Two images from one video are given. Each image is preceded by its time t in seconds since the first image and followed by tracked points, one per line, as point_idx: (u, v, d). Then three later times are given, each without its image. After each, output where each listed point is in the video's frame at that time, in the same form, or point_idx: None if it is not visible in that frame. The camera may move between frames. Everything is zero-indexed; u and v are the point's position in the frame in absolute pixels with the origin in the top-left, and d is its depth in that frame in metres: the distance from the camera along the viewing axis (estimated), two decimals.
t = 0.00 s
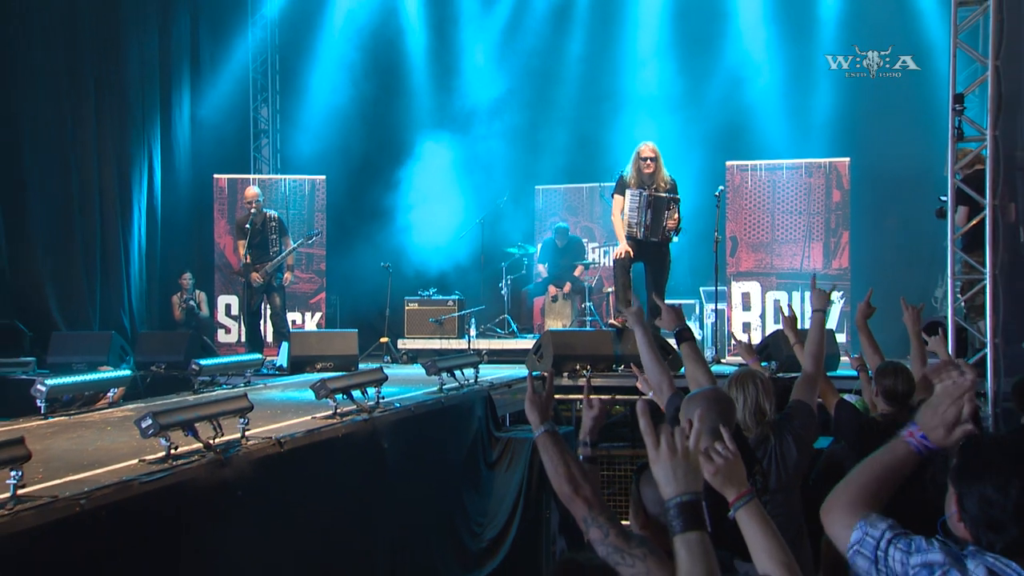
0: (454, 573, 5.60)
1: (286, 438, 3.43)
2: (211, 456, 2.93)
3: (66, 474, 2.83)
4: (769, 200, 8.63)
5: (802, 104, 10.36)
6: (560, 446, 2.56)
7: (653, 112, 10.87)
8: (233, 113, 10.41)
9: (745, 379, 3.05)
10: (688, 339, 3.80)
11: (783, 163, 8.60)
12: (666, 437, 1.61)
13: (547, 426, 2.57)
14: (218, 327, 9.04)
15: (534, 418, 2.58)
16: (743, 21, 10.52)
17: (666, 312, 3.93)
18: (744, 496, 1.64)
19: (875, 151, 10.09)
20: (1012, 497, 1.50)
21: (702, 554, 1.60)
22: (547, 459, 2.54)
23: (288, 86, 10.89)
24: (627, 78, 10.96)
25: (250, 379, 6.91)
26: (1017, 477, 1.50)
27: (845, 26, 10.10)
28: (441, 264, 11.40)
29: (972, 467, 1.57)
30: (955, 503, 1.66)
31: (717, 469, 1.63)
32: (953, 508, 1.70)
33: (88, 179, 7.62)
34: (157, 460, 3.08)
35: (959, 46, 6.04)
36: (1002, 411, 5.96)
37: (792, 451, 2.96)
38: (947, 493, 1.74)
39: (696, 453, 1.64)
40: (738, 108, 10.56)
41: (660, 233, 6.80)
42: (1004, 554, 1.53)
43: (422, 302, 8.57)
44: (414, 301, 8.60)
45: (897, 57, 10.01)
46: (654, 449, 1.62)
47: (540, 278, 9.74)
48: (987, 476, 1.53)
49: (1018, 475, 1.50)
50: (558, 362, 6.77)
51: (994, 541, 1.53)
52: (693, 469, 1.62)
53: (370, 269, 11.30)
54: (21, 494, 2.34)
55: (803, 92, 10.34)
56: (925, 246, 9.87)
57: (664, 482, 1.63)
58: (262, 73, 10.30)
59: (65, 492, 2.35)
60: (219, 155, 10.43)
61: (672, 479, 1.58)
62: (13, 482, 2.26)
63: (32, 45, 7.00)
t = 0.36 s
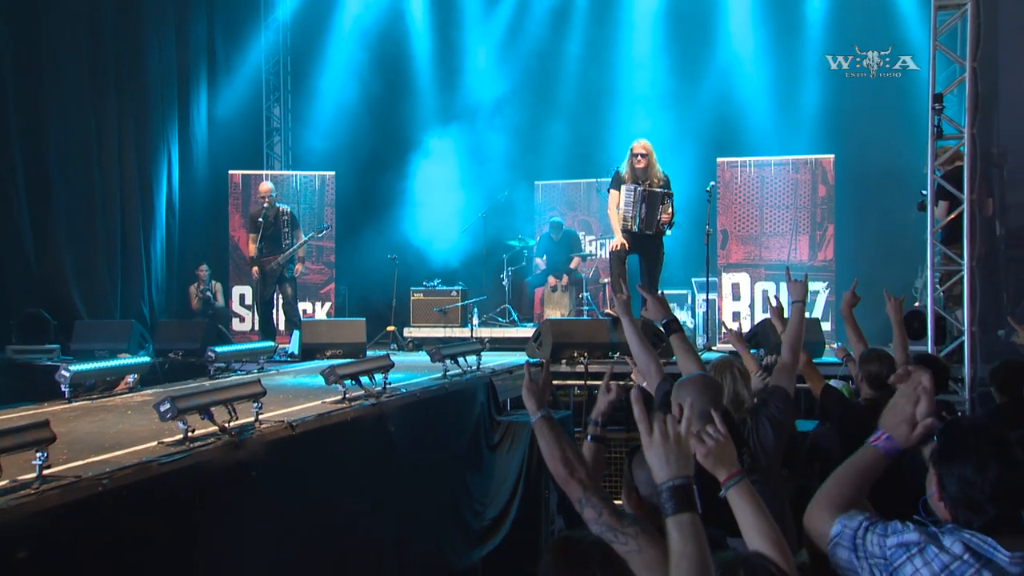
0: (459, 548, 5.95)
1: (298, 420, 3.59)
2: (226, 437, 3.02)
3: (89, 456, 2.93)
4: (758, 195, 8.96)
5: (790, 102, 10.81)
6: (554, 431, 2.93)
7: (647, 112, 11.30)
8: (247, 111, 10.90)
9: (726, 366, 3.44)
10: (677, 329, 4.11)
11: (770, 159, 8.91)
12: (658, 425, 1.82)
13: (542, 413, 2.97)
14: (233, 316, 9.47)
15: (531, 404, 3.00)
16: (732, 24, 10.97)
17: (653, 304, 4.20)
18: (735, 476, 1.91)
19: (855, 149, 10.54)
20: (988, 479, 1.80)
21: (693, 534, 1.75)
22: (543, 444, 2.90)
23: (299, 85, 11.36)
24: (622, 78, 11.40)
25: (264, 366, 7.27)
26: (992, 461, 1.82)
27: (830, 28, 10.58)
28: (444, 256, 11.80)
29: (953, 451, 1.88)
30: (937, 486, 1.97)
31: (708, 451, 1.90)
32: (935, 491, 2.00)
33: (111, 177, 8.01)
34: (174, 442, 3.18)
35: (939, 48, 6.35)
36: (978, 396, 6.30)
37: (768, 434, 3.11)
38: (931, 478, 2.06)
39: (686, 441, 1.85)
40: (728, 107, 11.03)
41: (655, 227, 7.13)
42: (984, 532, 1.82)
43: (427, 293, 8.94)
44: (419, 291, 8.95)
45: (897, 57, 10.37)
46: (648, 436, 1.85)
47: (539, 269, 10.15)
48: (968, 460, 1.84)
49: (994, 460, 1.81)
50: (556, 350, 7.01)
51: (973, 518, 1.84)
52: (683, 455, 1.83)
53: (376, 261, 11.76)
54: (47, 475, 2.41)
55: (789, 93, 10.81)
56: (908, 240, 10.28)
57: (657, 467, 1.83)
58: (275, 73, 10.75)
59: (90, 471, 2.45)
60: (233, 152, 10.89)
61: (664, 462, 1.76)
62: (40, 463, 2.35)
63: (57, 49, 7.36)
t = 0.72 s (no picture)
0: (460, 528, 6.27)
1: (309, 409, 3.88)
2: (240, 424, 3.30)
3: (110, 441, 3.17)
4: (746, 193, 9.31)
5: (779, 102, 11.15)
6: (545, 422, 3.19)
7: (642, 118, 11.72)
8: (259, 111, 11.42)
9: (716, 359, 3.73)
10: (679, 324, 4.38)
11: (759, 159, 9.26)
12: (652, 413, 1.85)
13: (533, 406, 3.20)
14: (246, 308, 9.90)
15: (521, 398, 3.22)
16: (723, 30, 11.37)
17: (659, 301, 4.48)
18: (726, 461, 2.04)
19: (843, 148, 10.87)
20: (964, 466, 1.96)
21: (684, 519, 1.78)
22: (535, 435, 3.15)
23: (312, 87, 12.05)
24: (616, 81, 11.84)
25: (276, 356, 7.63)
26: (966, 451, 1.98)
27: (819, 32, 10.92)
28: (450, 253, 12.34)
29: (933, 441, 2.03)
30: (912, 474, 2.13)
31: (701, 436, 2.05)
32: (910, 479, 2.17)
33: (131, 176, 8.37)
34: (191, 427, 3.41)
35: (918, 54, 6.66)
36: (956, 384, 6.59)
37: (756, 420, 3.12)
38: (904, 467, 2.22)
39: (679, 429, 1.88)
40: (720, 111, 11.43)
41: (649, 223, 7.45)
42: (944, 514, 2.00)
43: (432, 286, 9.32)
44: (424, 285, 9.33)
45: (897, 57, 10.59)
46: (641, 424, 1.88)
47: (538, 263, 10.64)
48: (944, 448, 2.00)
49: (969, 449, 1.98)
50: (555, 340, 7.42)
51: (947, 504, 1.99)
52: (675, 443, 1.86)
53: (382, 255, 12.36)
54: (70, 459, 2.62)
55: (776, 96, 11.16)
56: (886, 231, 10.65)
57: (649, 453, 1.86)
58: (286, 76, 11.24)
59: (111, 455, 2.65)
60: (246, 151, 11.39)
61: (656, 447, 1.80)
62: (62, 449, 2.51)
63: (82, 56, 7.73)
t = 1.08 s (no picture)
0: (461, 509, 6.59)
1: (317, 394, 4.13)
2: (253, 411, 3.48)
3: (128, 427, 3.31)
4: (736, 190, 9.64)
5: (768, 102, 11.67)
6: (542, 411, 3.41)
7: (635, 113, 12.33)
8: (270, 109, 11.89)
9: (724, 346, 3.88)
10: (670, 319, 4.63)
11: (749, 158, 9.60)
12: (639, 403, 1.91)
13: (531, 395, 3.39)
14: (257, 301, 10.24)
15: (519, 387, 3.39)
16: (715, 28, 11.89)
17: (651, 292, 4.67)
18: (718, 447, 2.16)
19: (829, 145, 11.37)
20: (933, 451, 2.18)
21: (673, 504, 1.84)
22: (533, 423, 3.40)
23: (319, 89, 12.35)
24: (610, 82, 12.45)
25: (286, 346, 7.97)
26: (937, 437, 2.19)
27: (808, 33, 11.36)
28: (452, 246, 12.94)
29: (906, 428, 2.24)
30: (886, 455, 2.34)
31: (694, 423, 2.16)
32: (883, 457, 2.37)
33: (146, 173, 8.70)
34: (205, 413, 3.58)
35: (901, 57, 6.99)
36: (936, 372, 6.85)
37: (757, 410, 3.53)
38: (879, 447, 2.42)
39: (665, 418, 1.95)
40: (709, 113, 11.98)
41: (645, 218, 7.80)
42: (918, 486, 2.20)
43: (435, 279, 9.75)
44: (428, 278, 9.72)
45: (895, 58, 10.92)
46: (629, 414, 1.94)
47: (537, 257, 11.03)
48: (917, 435, 2.21)
49: (939, 437, 2.19)
50: (553, 330, 7.77)
51: (920, 483, 2.20)
52: (662, 431, 1.93)
53: (388, 249, 12.86)
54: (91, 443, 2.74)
55: (765, 96, 11.65)
56: (869, 225, 11.17)
57: (638, 441, 1.92)
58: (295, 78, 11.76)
59: (129, 441, 2.78)
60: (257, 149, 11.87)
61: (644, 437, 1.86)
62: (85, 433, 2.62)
63: (100, 60, 8.06)
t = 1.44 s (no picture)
0: (462, 490, 6.91)
1: (327, 386, 4.42)
2: (264, 399, 3.76)
3: (147, 414, 3.57)
4: (728, 188, 9.98)
5: (754, 105, 12.44)
6: (539, 400, 3.55)
7: (629, 113, 12.99)
8: (283, 112, 12.57)
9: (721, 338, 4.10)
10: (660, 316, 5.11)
11: (739, 156, 9.97)
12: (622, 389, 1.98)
13: (528, 385, 3.53)
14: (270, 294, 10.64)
15: (518, 378, 3.52)
16: (705, 31, 12.56)
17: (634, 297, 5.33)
18: (707, 432, 2.25)
19: (812, 147, 12.20)
20: (916, 433, 2.14)
21: (657, 487, 1.87)
22: (530, 412, 3.52)
23: (330, 92, 13.17)
24: (607, 85, 13.11)
25: (296, 336, 8.33)
26: (919, 420, 2.16)
27: (792, 41, 12.13)
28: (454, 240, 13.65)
29: (888, 412, 2.21)
30: (870, 443, 2.29)
31: (684, 410, 2.27)
32: (869, 446, 2.32)
33: (163, 170, 9.09)
34: (219, 400, 3.79)
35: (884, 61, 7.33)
36: (917, 360, 7.22)
37: (752, 403, 4.04)
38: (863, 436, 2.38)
39: (647, 405, 2.01)
40: (699, 116, 12.72)
41: (641, 215, 8.13)
42: (899, 470, 2.15)
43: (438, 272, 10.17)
44: (433, 271, 10.14)
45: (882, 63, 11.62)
46: (613, 401, 2.00)
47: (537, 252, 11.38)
48: (898, 417, 2.17)
49: (922, 419, 2.16)
50: (551, 321, 8.13)
51: (903, 467, 2.15)
52: (644, 417, 1.98)
53: (394, 244, 13.67)
54: (110, 431, 2.97)
55: (753, 99, 12.43)
56: (854, 221, 12.09)
57: (621, 428, 1.98)
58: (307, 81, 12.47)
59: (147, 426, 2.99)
60: (272, 149, 12.54)
61: (626, 420, 1.91)
62: (106, 420, 2.87)
63: (119, 65, 8.47)
